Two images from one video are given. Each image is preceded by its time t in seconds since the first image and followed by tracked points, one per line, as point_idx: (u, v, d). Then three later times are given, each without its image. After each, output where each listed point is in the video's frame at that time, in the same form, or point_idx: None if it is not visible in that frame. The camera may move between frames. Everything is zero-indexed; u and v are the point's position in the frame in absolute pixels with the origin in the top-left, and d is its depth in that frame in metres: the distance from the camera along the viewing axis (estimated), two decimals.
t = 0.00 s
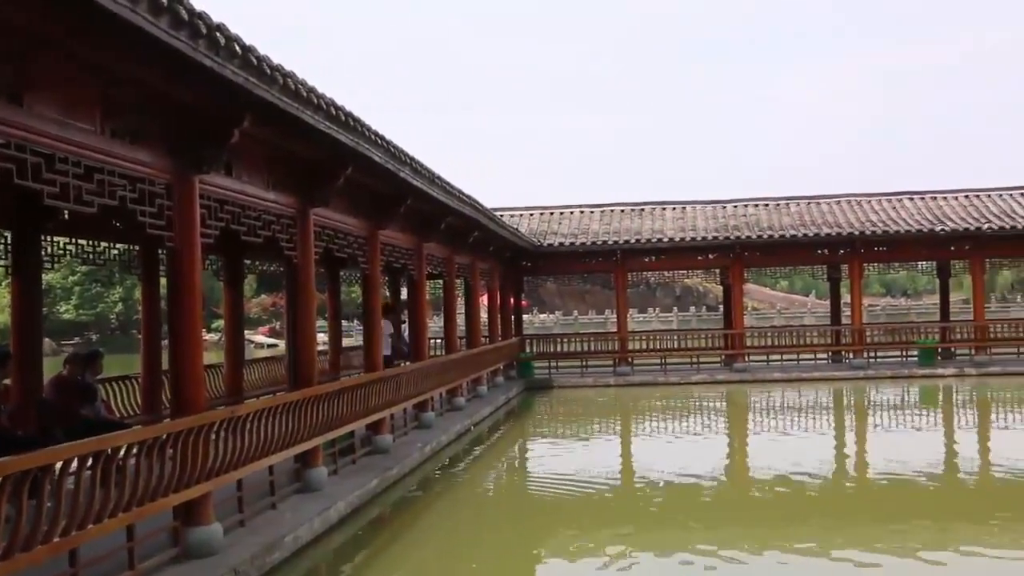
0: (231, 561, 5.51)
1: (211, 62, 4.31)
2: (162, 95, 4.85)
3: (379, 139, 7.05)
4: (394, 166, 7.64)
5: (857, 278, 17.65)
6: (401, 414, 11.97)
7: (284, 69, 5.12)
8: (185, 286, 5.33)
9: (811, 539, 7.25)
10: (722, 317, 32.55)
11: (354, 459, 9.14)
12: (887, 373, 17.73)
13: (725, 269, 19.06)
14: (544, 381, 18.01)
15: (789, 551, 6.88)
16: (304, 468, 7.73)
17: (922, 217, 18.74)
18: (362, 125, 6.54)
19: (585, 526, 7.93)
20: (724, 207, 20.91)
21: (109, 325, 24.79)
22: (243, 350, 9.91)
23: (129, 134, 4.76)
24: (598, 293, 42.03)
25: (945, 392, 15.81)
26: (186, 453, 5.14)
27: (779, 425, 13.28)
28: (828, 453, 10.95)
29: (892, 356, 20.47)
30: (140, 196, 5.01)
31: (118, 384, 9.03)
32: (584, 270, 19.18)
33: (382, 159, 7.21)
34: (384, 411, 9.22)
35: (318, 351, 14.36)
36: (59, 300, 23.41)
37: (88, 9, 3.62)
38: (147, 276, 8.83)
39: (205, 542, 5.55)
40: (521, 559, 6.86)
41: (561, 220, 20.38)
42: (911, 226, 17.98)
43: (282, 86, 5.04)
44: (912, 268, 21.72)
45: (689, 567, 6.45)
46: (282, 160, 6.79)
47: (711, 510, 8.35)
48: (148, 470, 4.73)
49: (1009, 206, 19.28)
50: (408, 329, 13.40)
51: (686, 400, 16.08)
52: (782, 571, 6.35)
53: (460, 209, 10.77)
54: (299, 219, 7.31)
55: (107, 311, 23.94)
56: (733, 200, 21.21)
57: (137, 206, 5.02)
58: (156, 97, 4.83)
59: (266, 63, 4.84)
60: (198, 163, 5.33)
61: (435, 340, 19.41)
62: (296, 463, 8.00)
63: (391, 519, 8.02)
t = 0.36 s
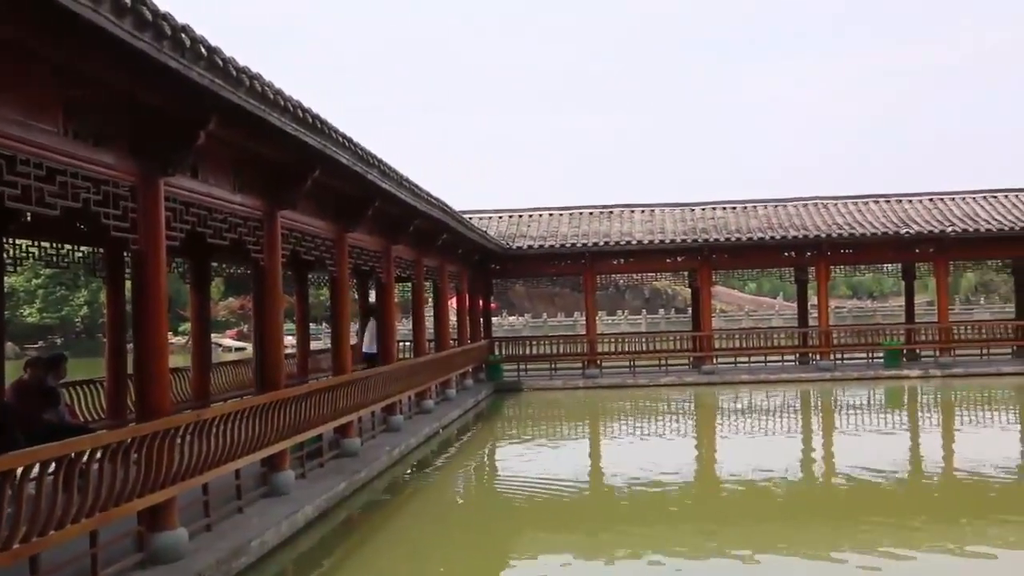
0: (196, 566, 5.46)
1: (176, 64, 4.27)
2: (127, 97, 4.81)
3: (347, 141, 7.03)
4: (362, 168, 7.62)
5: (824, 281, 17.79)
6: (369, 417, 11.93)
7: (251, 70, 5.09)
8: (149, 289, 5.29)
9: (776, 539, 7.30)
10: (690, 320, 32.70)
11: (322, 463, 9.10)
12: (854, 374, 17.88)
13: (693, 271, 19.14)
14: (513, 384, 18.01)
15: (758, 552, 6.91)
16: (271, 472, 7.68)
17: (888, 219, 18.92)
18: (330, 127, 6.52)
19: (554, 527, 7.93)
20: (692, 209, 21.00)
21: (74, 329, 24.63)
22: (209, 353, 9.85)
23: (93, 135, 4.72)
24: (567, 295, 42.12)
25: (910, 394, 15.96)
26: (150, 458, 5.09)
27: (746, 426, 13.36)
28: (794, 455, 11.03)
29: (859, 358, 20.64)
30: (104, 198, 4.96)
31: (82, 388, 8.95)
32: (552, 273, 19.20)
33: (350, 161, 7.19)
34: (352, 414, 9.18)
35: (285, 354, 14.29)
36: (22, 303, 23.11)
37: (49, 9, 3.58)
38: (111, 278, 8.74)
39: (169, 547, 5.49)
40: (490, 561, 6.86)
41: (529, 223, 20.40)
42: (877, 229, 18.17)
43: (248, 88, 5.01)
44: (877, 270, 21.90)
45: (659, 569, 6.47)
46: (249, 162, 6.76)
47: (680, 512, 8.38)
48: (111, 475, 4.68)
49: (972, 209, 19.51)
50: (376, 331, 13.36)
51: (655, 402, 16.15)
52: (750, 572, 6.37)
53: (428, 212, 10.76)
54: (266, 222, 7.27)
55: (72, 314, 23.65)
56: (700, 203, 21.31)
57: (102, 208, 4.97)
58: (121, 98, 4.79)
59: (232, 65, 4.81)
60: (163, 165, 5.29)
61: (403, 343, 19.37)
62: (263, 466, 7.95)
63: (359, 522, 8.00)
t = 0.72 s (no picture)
0: (170, 566, 5.43)
1: (148, 61, 4.25)
2: (99, 95, 4.78)
3: (322, 140, 7.01)
4: (337, 167, 7.61)
5: (799, 280, 17.88)
6: (346, 417, 11.90)
7: (224, 69, 5.07)
8: (122, 288, 5.25)
9: (751, 537, 7.34)
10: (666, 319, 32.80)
11: (297, 462, 9.07)
12: (829, 373, 17.97)
13: (669, 270, 19.20)
14: (490, 383, 18.00)
15: (734, 550, 6.94)
16: (246, 472, 7.66)
17: (862, 219, 19.04)
18: (304, 126, 6.50)
19: (531, 526, 7.94)
20: (668, 208, 21.06)
21: (47, 328, 24.48)
22: (183, 353, 9.81)
23: (65, 133, 4.68)
24: (543, 295, 42.16)
25: (884, 392, 16.08)
26: (124, 458, 5.06)
27: (722, 424, 13.42)
28: (770, 453, 11.08)
29: (833, 356, 20.75)
30: (76, 197, 4.92)
31: (55, 388, 8.90)
32: (528, 272, 19.19)
33: (324, 160, 7.17)
34: (328, 413, 9.16)
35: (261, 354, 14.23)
36: None
37: (20, 7, 3.55)
38: (84, 277, 8.68)
39: (143, 548, 5.46)
40: (467, 561, 6.85)
41: (506, 222, 20.41)
42: (851, 228, 18.29)
43: (221, 86, 4.99)
44: (852, 270, 22.03)
45: (636, 568, 6.48)
46: (223, 161, 6.73)
47: (658, 510, 8.40)
48: (84, 475, 4.65)
49: (946, 208, 19.67)
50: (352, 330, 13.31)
51: (631, 401, 16.18)
52: (727, 570, 6.41)
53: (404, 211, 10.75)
54: (241, 221, 7.24)
55: (45, 314, 23.45)
56: (676, 202, 21.39)
57: (73, 207, 4.93)
58: (93, 95, 4.76)
59: (205, 63, 4.79)
60: (136, 163, 5.26)
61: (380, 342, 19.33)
62: (237, 466, 7.92)
63: (335, 521, 7.99)
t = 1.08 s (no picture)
0: (166, 566, 5.43)
1: (141, 61, 4.24)
2: (93, 94, 4.77)
3: (316, 139, 7.00)
4: (332, 166, 7.60)
5: (795, 277, 17.90)
6: (342, 417, 11.89)
7: (218, 68, 5.06)
8: (117, 289, 5.24)
9: (748, 535, 7.35)
10: (661, 317, 32.81)
11: (293, 462, 9.06)
12: (825, 370, 17.99)
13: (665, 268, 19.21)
14: (487, 382, 17.99)
15: (731, 549, 6.94)
16: (242, 472, 7.65)
17: (858, 216, 19.05)
18: (299, 126, 6.49)
19: (528, 525, 7.94)
20: (663, 206, 21.07)
21: (42, 329, 24.43)
22: (179, 353, 9.80)
23: (59, 133, 4.67)
24: (539, 293, 42.16)
25: (880, 389, 16.10)
26: (119, 458, 5.05)
27: (718, 423, 13.42)
28: (766, 451, 11.09)
29: (829, 354, 20.77)
30: (70, 197, 4.91)
31: (51, 388, 8.89)
32: (524, 271, 19.19)
33: (319, 159, 7.17)
34: (324, 413, 9.15)
35: (257, 354, 14.21)
36: None
37: (13, 7, 3.54)
38: (79, 278, 8.68)
39: (139, 547, 5.45)
40: (463, 560, 6.85)
41: (501, 221, 20.40)
42: (846, 226, 18.29)
43: (215, 85, 4.98)
44: (848, 267, 22.04)
45: (633, 567, 6.48)
46: (217, 161, 6.72)
47: (654, 508, 8.40)
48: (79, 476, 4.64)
49: (941, 205, 19.70)
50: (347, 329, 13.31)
51: (627, 399, 16.18)
52: (724, 568, 6.42)
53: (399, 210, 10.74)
54: (236, 221, 7.24)
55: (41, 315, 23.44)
56: (672, 200, 21.39)
57: (68, 207, 4.93)
58: (87, 95, 4.75)
59: (199, 62, 4.78)
60: (130, 163, 5.26)
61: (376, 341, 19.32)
62: (233, 466, 7.91)
63: (331, 521, 7.98)
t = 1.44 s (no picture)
0: (150, 566, 5.41)
1: (127, 60, 4.23)
2: (78, 93, 4.76)
3: (303, 139, 6.99)
4: (318, 166, 7.58)
5: (781, 278, 17.94)
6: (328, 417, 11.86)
7: (205, 68, 5.05)
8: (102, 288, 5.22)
9: (734, 535, 7.36)
10: (648, 318, 32.85)
11: (279, 462, 9.04)
12: (811, 371, 18.03)
13: (652, 269, 19.23)
14: (473, 382, 17.98)
15: (716, 549, 6.95)
16: (227, 472, 7.61)
17: (844, 218, 19.10)
18: (285, 125, 6.47)
19: (515, 526, 7.93)
20: (651, 207, 21.10)
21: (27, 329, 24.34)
22: (164, 353, 9.77)
23: (43, 131, 4.66)
24: (526, 294, 42.18)
25: (865, 390, 16.15)
26: (103, 457, 5.03)
27: (704, 423, 13.43)
28: (752, 451, 11.10)
29: (815, 355, 20.81)
30: (54, 196, 4.89)
31: (35, 388, 8.87)
32: (510, 272, 19.18)
33: (306, 159, 7.15)
34: (310, 413, 9.12)
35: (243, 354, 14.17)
36: None
37: None
38: (63, 277, 8.64)
39: (123, 547, 5.43)
40: (448, 560, 6.84)
41: (488, 221, 20.39)
42: (832, 227, 18.35)
43: (201, 84, 4.97)
44: (834, 269, 22.10)
45: (618, 567, 6.48)
46: (203, 160, 6.70)
47: (639, 509, 8.41)
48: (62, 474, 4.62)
49: (926, 207, 19.77)
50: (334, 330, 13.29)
51: (614, 400, 16.18)
52: (708, 567, 6.42)
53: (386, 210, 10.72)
54: (221, 220, 7.22)
55: (25, 314, 23.36)
56: (659, 201, 21.41)
57: (52, 206, 4.91)
58: (72, 94, 4.74)
59: (185, 61, 4.76)
60: (116, 162, 5.24)
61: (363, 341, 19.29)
62: (218, 466, 7.88)
63: (317, 521, 7.95)
